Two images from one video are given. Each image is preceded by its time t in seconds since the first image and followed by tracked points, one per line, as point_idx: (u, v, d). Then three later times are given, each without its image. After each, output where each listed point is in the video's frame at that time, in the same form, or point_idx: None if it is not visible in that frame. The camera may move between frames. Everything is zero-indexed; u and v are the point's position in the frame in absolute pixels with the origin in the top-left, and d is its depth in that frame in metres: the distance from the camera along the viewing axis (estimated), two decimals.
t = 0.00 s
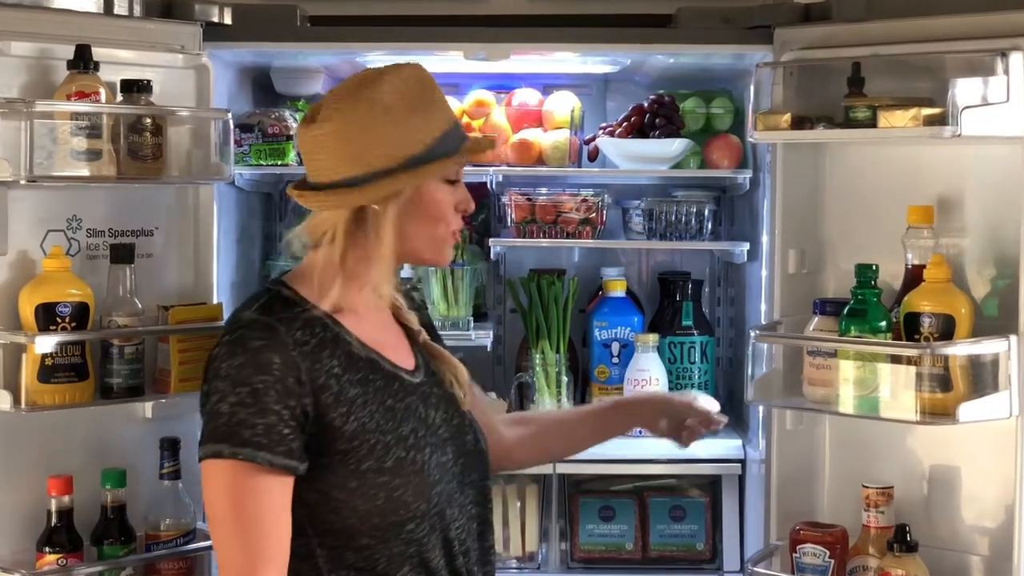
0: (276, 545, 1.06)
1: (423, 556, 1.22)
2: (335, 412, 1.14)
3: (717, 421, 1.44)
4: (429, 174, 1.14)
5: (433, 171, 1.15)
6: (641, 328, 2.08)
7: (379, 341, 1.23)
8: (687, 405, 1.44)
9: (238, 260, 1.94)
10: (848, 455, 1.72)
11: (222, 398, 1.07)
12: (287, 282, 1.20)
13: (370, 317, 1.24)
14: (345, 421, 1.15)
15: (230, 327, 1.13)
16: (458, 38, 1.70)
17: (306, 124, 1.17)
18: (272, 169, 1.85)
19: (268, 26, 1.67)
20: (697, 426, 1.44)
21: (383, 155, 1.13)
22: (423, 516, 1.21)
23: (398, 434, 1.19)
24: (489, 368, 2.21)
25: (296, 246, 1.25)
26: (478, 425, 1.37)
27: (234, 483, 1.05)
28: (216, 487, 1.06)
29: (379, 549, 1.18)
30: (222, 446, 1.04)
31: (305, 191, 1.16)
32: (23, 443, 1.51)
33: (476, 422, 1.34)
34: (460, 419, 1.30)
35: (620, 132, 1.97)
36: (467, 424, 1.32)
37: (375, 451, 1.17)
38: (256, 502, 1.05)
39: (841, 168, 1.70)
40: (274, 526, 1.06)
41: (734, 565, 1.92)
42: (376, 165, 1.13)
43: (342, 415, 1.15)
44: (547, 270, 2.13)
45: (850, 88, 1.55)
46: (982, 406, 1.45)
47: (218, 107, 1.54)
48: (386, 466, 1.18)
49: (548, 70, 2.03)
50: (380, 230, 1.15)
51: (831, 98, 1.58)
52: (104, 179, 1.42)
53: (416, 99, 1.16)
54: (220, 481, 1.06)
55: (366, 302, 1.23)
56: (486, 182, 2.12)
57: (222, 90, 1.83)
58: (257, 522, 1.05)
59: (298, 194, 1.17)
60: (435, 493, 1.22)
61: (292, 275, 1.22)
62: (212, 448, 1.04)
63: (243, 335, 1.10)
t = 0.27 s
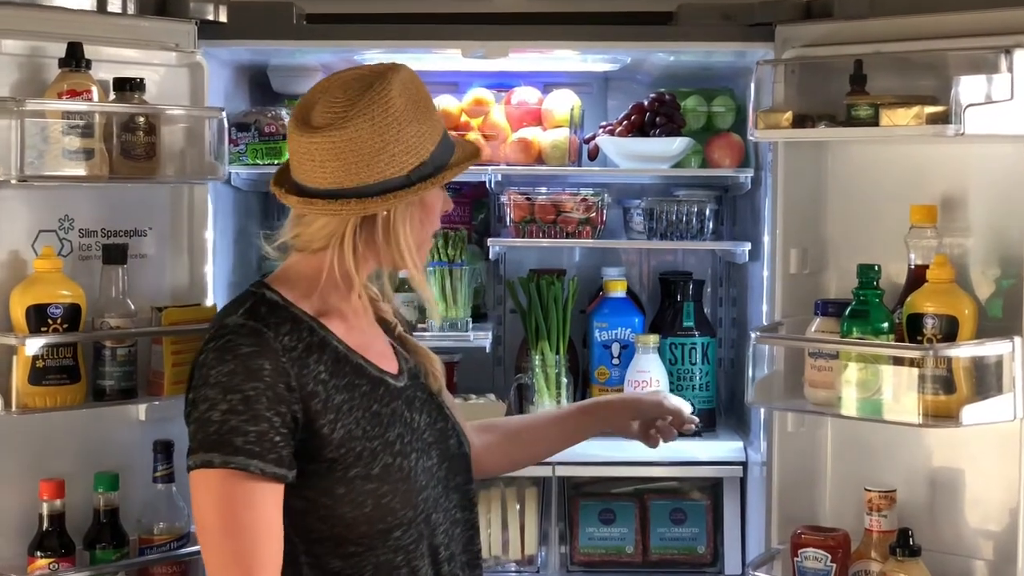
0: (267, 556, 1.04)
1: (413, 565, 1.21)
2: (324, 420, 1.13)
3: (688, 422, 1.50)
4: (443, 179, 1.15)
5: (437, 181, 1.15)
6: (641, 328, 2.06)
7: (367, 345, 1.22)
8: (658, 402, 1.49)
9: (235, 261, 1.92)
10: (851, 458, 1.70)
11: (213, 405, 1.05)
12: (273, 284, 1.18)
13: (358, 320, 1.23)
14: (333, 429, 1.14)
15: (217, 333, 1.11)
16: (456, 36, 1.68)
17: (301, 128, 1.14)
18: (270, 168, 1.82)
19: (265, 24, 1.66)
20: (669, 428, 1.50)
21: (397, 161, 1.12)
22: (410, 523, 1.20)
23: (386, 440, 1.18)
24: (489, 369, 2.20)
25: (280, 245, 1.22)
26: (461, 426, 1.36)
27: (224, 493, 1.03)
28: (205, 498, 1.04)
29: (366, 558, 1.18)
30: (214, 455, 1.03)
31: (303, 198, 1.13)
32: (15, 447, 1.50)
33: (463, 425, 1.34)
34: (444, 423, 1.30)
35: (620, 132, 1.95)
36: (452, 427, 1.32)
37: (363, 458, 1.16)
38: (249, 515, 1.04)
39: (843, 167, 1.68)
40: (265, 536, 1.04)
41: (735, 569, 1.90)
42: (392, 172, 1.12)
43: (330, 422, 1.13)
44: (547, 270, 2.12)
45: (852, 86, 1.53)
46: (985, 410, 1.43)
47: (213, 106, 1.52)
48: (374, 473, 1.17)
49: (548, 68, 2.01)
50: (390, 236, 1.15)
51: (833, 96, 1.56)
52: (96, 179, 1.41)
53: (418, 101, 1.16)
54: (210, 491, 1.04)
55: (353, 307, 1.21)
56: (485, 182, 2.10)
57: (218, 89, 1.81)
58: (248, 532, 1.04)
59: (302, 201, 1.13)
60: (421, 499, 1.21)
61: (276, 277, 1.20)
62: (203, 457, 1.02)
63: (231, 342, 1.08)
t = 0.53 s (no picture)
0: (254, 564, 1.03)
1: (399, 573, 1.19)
2: (306, 427, 1.11)
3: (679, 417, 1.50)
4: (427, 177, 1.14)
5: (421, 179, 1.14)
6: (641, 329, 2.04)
7: (352, 348, 1.21)
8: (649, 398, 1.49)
9: (230, 260, 1.90)
10: (853, 460, 1.68)
11: (193, 413, 1.03)
12: (256, 289, 1.17)
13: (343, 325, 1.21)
14: (316, 436, 1.12)
15: (197, 339, 1.09)
16: (452, 33, 1.66)
17: (282, 129, 1.12)
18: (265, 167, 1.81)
19: (259, 21, 1.64)
20: (662, 422, 1.51)
21: (380, 159, 1.10)
22: (395, 531, 1.18)
23: (371, 446, 1.16)
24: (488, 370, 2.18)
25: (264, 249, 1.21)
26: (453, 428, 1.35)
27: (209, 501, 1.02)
28: (189, 507, 1.03)
29: (352, 567, 1.16)
30: (193, 464, 1.01)
31: (285, 200, 1.12)
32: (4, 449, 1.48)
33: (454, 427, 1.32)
34: (434, 426, 1.29)
35: (619, 130, 1.93)
36: (442, 430, 1.31)
37: (347, 465, 1.14)
38: (232, 524, 1.02)
39: (845, 166, 1.66)
40: (252, 544, 1.03)
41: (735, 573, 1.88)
42: (376, 170, 1.10)
43: (313, 429, 1.11)
44: (547, 270, 2.10)
45: (853, 83, 1.51)
46: (988, 412, 1.41)
47: (206, 103, 1.50)
48: (358, 481, 1.15)
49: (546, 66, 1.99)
50: (374, 235, 1.13)
51: (835, 94, 1.54)
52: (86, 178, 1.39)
53: (400, 99, 1.14)
54: (194, 499, 1.02)
55: (338, 311, 1.20)
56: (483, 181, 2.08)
57: (212, 86, 1.79)
58: (234, 540, 1.02)
59: (284, 202, 1.11)
60: (408, 506, 1.19)
61: (259, 282, 1.18)
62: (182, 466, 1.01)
63: (211, 349, 1.06)
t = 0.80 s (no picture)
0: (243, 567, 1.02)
1: None
2: (296, 428, 1.09)
3: (679, 365, 1.45)
4: (428, 169, 1.12)
5: (422, 173, 1.12)
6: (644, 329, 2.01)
7: (353, 345, 1.18)
8: (646, 356, 1.45)
9: (227, 259, 1.88)
10: (858, 462, 1.65)
11: (178, 415, 1.02)
12: (255, 288, 1.15)
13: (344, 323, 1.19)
14: (306, 437, 1.10)
15: (187, 337, 1.08)
16: (451, 29, 1.64)
17: (278, 125, 1.10)
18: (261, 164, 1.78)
19: (255, 17, 1.62)
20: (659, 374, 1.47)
21: (380, 153, 1.09)
22: (388, 534, 1.15)
23: (366, 446, 1.14)
24: (489, 370, 2.15)
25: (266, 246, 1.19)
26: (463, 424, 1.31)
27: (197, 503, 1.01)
28: (177, 509, 1.02)
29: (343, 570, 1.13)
30: (175, 466, 1.00)
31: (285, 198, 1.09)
32: None
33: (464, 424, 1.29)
34: (440, 423, 1.25)
35: (621, 127, 1.91)
36: (450, 427, 1.27)
37: (338, 465, 1.12)
38: (219, 527, 1.01)
39: (849, 163, 1.63)
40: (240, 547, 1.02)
41: None
42: (376, 165, 1.08)
43: (304, 430, 1.09)
44: (547, 269, 2.06)
45: (858, 79, 1.49)
46: (994, 414, 1.39)
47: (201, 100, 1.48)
48: (349, 482, 1.13)
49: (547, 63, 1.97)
50: (376, 230, 1.11)
51: (839, 90, 1.52)
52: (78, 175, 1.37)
53: (397, 92, 1.12)
54: (182, 502, 1.01)
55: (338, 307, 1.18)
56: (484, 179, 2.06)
57: (208, 83, 1.77)
58: (222, 542, 1.01)
59: (284, 201, 1.09)
60: (403, 508, 1.17)
61: (259, 279, 1.16)
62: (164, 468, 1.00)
63: (199, 349, 1.05)
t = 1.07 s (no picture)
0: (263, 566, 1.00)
1: None
2: (330, 424, 1.07)
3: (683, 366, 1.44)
4: (461, 152, 1.09)
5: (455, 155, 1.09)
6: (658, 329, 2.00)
7: (383, 340, 1.16)
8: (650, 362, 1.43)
9: (239, 258, 1.87)
10: (876, 465, 1.63)
11: (210, 407, 1.00)
12: (286, 278, 1.12)
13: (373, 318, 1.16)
14: (340, 434, 1.08)
15: (220, 327, 1.05)
16: (464, 25, 1.62)
17: (307, 113, 1.08)
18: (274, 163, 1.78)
19: (267, 13, 1.61)
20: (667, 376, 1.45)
21: (412, 137, 1.07)
22: (417, 535, 1.13)
23: (398, 445, 1.12)
24: (502, 370, 2.14)
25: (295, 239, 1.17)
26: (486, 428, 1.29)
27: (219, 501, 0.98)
28: (198, 504, 0.99)
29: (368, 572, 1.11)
30: (207, 459, 0.98)
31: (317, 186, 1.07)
32: (6, 448, 1.46)
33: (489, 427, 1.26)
34: (467, 425, 1.23)
35: (636, 125, 1.89)
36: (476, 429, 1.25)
37: (370, 464, 1.10)
38: (241, 524, 0.99)
39: (867, 161, 1.61)
40: (261, 545, 1.00)
41: None
42: (409, 148, 1.07)
43: (337, 427, 1.07)
44: (561, 269, 2.04)
45: (876, 76, 1.46)
46: (1015, 416, 1.36)
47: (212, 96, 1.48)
48: (381, 482, 1.10)
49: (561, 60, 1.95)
50: (411, 218, 1.08)
51: (857, 87, 1.51)
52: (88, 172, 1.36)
53: (425, 78, 1.11)
54: (204, 498, 0.99)
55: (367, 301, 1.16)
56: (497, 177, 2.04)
57: (220, 80, 1.76)
58: (243, 541, 0.99)
59: (315, 189, 1.06)
60: (432, 510, 1.15)
61: (290, 270, 1.14)
62: (197, 461, 0.97)
63: (234, 341, 1.03)
